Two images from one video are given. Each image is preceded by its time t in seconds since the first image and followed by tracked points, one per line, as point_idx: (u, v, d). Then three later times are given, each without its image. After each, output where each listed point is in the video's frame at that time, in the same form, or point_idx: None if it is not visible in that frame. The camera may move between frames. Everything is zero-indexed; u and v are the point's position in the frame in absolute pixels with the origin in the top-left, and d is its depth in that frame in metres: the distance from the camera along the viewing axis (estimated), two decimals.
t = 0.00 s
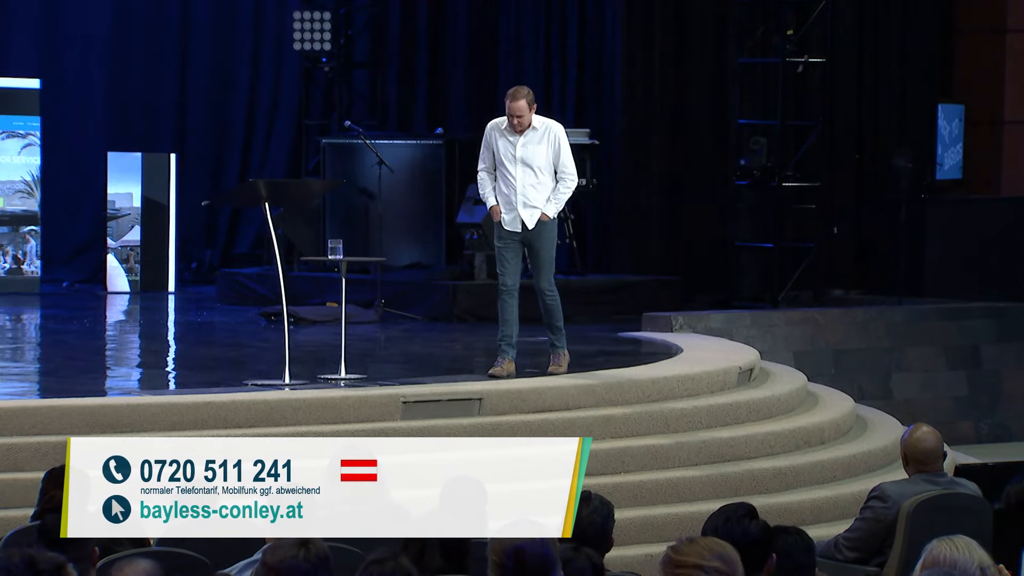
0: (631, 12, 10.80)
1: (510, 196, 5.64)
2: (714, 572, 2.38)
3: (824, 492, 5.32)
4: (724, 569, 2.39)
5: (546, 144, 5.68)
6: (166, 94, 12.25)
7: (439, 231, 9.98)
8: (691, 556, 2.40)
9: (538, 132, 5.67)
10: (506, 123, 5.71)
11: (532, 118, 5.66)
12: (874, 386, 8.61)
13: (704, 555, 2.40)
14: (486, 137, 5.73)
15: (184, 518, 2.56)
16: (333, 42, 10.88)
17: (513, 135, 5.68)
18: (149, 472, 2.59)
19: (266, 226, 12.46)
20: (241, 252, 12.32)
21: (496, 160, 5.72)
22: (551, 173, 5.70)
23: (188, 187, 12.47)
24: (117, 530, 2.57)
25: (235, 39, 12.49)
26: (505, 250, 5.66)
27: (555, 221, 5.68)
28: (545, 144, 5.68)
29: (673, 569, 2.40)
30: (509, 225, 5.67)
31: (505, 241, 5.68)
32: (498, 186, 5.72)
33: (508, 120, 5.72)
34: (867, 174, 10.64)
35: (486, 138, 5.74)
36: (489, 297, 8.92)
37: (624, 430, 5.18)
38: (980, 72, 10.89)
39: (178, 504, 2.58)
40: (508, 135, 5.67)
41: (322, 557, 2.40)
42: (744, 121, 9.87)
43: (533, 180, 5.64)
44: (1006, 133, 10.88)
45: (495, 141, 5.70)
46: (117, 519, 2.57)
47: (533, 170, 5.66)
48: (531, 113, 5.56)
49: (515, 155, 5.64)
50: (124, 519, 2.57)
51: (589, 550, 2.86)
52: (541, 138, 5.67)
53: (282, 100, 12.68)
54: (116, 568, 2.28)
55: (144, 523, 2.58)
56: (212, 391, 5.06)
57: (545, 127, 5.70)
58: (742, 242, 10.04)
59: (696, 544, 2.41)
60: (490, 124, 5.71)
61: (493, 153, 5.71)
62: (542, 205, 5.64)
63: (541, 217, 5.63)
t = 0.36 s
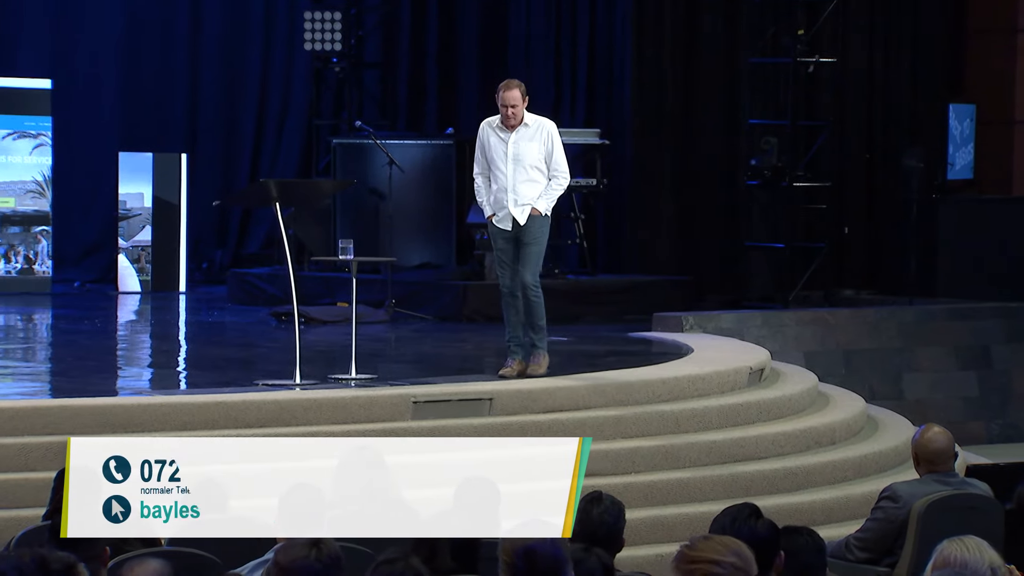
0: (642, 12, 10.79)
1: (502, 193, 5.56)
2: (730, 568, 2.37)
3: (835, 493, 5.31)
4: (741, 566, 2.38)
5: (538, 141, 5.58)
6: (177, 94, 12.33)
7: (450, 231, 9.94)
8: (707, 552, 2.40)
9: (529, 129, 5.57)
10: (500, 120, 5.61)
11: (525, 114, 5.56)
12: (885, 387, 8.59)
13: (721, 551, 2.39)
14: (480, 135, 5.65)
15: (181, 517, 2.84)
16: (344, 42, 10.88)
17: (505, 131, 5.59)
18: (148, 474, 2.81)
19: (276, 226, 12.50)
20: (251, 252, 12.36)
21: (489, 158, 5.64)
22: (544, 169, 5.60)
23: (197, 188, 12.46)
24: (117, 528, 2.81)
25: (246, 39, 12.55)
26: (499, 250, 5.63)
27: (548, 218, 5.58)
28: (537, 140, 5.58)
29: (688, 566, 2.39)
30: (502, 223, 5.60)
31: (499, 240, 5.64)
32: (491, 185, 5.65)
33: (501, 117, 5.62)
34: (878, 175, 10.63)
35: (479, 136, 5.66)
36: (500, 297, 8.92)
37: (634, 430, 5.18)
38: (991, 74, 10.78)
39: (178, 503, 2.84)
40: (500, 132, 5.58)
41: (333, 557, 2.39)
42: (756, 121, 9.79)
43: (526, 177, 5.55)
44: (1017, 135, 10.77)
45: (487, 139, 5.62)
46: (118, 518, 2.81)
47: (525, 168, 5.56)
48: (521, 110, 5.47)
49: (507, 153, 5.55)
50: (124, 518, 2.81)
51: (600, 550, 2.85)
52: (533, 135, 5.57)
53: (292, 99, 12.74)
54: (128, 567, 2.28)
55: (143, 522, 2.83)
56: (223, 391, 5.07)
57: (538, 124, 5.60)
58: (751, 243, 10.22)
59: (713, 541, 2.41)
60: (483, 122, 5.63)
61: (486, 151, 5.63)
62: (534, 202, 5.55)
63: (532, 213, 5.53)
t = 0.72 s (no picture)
0: (653, 10, 10.79)
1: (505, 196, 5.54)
2: (746, 564, 2.36)
3: (847, 493, 5.30)
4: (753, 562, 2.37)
5: (544, 145, 5.56)
6: (189, 94, 12.43)
7: (462, 230, 9.93)
8: (720, 547, 2.39)
9: (535, 133, 5.55)
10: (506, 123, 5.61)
11: (532, 118, 5.55)
12: (898, 387, 8.58)
13: (737, 548, 2.39)
14: (486, 138, 5.64)
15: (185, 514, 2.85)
16: (355, 41, 10.90)
17: (511, 134, 5.58)
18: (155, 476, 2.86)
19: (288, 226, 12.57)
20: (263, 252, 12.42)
21: (494, 161, 5.62)
22: (549, 174, 5.57)
23: (209, 187, 12.60)
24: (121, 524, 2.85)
25: (258, 40, 12.65)
26: (502, 252, 5.62)
27: (550, 222, 5.54)
28: (543, 144, 5.56)
29: (702, 562, 2.38)
30: (505, 226, 5.57)
31: (501, 242, 5.62)
32: (495, 188, 5.63)
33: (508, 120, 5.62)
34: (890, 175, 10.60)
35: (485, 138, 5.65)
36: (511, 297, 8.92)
37: (646, 429, 5.19)
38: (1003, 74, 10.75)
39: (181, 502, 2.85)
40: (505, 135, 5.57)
41: (344, 556, 2.39)
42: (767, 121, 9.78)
43: (530, 181, 5.52)
44: None
45: (493, 141, 5.61)
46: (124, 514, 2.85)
47: (530, 171, 5.54)
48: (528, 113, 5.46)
49: (512, 156, 5.53)
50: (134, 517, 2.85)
51: (611, 548, 2.84)
52: (538, 139, 5.55)
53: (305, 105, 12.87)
54: (141, 566, 2.28)
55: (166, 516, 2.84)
56: (234, 390, 5.07)
57: (544, 128, 5.58)
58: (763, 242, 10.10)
59: (728, 539, 2.41)
60: (490, 124, 5.62)
61: (491, 153, 5.62)
62: (537, 207, 5.52)
63: (535, 217, 5.49)
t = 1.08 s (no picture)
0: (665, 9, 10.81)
1: (513, 193, 5.50)
2: (763, 567, 2.22)
3: (860, 492, 5.29)
4: (775, 560, 2.24)
5: (554, 144, 5.52)
6: (202, 94, 12.58)
7: (474, 229, 9.98)
8: (742, 547, 2.25)
9: (547, 132, 5.52)
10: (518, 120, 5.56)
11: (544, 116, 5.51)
12: (911, 386, 8.55)
13: (754, 548, 2.24)
14: (497, 133, 5.59)
15: (182, 516, 2.65)
16: (368, 41, 10.91)
17: (522, 131, 5.53)
18: (147, 474, 2.64)
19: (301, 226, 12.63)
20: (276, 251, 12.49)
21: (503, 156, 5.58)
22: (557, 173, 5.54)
23: (223, 187, 12.74)
24: (117, 528, 2.66)
25: (271, 41, 12.77)
26: (506, 249, 5.56)
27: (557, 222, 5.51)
28: (553, 143, 5.53)
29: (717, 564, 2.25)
30: (511, 223, 5.53)
31: (507, 240, 5.57)
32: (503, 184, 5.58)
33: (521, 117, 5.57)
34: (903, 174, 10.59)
35: (496, 133, 5.61)
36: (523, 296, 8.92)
37: (658, 429, 5.19)
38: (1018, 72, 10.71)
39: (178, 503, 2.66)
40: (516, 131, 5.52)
41: (356, 555, 2.39)
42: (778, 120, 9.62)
43: (538, 179, 5.48)
44: None
45: (503, 137, 5.57)
46: (118, 517, 2.65)
47: (539, 170, 5.50)
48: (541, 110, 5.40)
49: (522, 153, 5.49)
50: (124, 519, 2.65)
51: (624, 546, 2.83)
52: (549, 138, 5.51)
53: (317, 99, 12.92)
54: (159, 564, 2.28)
55: (146, 523, 2.63)
56: (247, 389, 5.07)
57: (556, 127, 5.54)
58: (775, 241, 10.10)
59: (744, 540, 2.26)
60: (501, 119, 5.58)
61: (501, 149, 5.58)
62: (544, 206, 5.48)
63: (542, 217, 5.46)
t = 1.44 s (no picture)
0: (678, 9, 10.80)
1: (524, 192, 5.41)
2: (777, 566, 2.22)
3: (873, 492, 5.28)
4: (789, 563, 2.23)
5: (565, 144, 5.46)
6: (215, 95, 12.64)
7: (485, 231, 10.01)
8: (753, 548, 2.25)
9: (558, 131, 5.45)
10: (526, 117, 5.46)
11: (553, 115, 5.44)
12: (924, 387, 8.53)
13: (766, 549, 2.24)
14: (504, 131, 5.47)
15: (183, 516, 2.59)
16: (380, 41, 10.93)
17: (532, 130, 5.44)
18: (147, 474, 2.58)
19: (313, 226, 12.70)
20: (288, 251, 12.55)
21: (512, 155, 5.47)
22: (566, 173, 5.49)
23: (236, 188, 12.85)
24: (118, 528, 2.61)
25: (284, 41, 12.84)
26: (511, 247, 5.45)
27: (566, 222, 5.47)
28: (563, 143, 5.46)
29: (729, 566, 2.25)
30: (520, 222, 5.43)
31: (512, 238, 5.45)
32: (511, 182, 5.48)
33: (528, 114, 5.47)
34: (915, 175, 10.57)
35: (503, 131, 5.48)
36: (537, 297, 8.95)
37: (670, 429, 5.18)
38: None
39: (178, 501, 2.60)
40: (527, 130, 5.42)
41: (368, 555, 2.39)
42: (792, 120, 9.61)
43: (550, 180, 5.42)
44: None
45: (513, 135, 5.45)
46: (118, 517, 2.61)
47: (550, 170, 5.43)
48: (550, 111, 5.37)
49: (534, 153, 5.40)
50: (124, 519, 2.61)
51: (636, 547, 2.83)
52: (560, 137, 5.45)
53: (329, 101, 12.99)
54: (176, 563, 2.28)
55: (145, 522, 2.59)
56: (261, 389, 5.08)
57: (565, 126, 5.48)
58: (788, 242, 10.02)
59: (755, 541, 2.26)
60: (509, 117, 5.46)
61: (509, 147, 5.46)
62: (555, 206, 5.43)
63: (555, 217, 5.41)
